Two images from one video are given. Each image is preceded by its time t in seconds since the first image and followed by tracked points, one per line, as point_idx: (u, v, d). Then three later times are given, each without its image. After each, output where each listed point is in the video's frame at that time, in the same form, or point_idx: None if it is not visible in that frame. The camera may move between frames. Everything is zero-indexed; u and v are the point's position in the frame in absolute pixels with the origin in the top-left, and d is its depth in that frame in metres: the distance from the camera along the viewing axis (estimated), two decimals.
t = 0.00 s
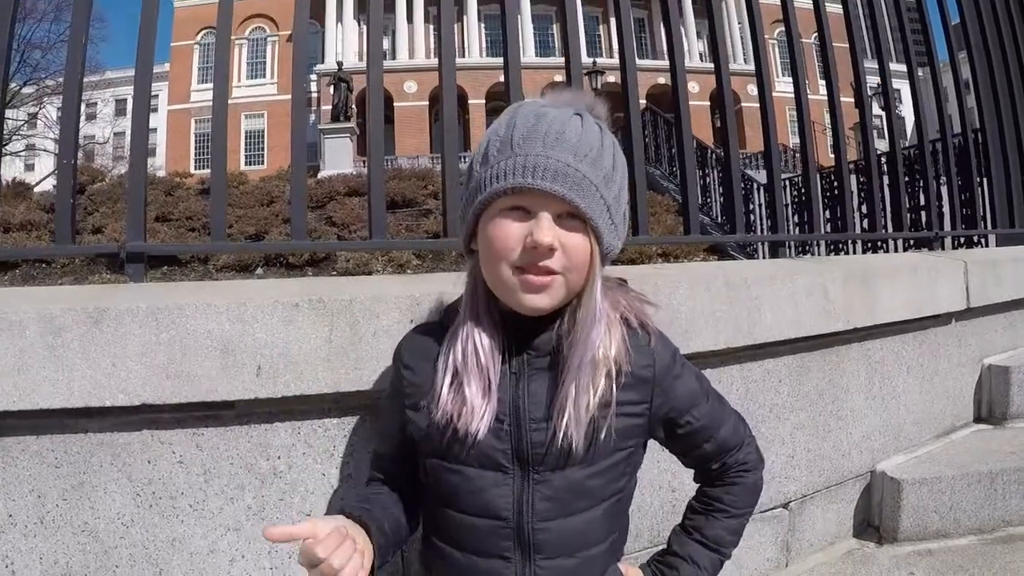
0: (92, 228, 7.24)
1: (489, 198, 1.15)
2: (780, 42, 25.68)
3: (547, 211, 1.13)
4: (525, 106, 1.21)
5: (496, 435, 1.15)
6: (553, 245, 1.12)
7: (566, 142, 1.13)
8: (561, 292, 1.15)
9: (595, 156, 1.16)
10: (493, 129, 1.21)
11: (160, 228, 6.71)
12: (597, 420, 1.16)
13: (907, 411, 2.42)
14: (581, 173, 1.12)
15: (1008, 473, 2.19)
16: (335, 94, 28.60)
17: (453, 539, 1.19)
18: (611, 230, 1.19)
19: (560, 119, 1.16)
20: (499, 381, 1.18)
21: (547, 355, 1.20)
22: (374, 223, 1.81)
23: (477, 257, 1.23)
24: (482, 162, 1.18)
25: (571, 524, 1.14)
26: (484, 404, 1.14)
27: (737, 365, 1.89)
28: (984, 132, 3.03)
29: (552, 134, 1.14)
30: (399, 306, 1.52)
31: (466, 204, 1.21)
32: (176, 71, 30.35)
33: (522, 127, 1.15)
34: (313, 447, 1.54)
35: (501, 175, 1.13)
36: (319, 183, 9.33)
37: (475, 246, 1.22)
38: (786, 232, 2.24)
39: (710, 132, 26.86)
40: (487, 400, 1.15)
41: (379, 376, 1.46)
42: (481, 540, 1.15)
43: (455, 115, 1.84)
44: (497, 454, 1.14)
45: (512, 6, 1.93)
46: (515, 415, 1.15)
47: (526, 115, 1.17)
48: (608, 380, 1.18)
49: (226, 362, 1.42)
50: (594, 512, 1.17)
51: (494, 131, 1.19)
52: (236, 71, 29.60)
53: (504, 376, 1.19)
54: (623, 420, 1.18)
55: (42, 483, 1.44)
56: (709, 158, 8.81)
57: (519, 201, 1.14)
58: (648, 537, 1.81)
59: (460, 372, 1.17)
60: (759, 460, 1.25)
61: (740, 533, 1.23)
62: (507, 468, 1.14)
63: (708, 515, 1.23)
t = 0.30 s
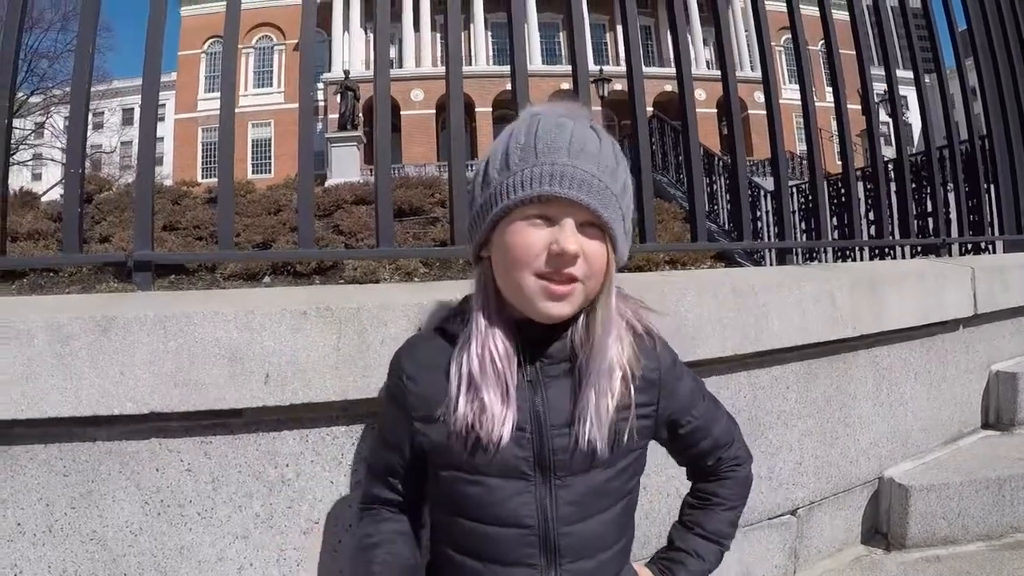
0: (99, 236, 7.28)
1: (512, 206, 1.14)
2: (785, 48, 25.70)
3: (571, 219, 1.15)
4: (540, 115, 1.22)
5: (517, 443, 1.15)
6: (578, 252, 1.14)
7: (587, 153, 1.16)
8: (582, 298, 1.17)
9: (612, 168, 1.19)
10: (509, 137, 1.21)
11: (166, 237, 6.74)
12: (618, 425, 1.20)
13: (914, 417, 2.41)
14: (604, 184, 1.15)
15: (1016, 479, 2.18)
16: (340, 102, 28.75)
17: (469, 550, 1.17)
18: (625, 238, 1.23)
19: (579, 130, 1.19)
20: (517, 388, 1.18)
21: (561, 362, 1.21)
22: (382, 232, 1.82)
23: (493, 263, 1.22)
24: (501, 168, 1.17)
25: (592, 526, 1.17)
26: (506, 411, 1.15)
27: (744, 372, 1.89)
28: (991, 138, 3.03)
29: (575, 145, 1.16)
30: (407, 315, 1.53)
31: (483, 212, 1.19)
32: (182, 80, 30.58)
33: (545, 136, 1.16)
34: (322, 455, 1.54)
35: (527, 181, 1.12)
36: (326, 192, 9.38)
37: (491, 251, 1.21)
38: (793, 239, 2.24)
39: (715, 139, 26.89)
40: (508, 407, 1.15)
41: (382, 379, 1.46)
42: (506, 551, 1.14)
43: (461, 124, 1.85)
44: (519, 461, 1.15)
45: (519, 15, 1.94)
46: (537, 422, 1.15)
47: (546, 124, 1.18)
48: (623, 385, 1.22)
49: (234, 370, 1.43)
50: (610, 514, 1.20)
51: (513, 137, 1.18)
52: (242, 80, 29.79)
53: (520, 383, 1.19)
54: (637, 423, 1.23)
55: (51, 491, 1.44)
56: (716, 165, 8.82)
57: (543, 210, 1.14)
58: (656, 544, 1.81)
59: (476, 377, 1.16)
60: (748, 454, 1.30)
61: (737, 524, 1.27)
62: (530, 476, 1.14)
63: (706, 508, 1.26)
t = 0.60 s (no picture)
0: (103, 240, 7.31)
1: (516, 212, 1.13)
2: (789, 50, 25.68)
3: (574, 226, 1.15)
4: (544, 120, 1.22)
5: (523, 445, 1.15)
6: (581, 259, 1.14)
7: (591, 160, 1.16)
8: (584, 304, 1.18)
9: (615, 174, 1.20)
10: (512, 141, 1.20)
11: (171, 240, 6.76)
12: (621, 427, 1.21)
13: (918, 420, 2.41)
14: (607, 191, 1.16)
15: (1020, 482, 2.18)
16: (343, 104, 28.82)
17: (475, 555, 1.16)
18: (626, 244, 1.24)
19: (583, 137, 1.19)
20: (522, 392, 1.18)
21: (563, 366, 1.22)
22: (386, 235, 1.82)
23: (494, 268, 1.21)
24: (504, 173, 1.16)
25: (599, 525, 1.16)
26: (513, 414, 1.14)
27: (747, 375, 1.88)
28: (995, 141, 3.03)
29: (579, 152, 1.16)
30: (411, 319, 1.53)
31: (484, 216, 1.19)
32: (186, 83, 30.70)
33: (550, 142, 1.15)
34: (325, 458, 1.55)
35: (532, 188, 1.12)
36: (329, 195, 9.40)
37: (493, 256, 1.20)
38: (797, 243, 2.24)
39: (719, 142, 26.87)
40: (514, 410, 1.15)
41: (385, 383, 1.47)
42: (516, 554, 1.12)
43: (465, 127, 1.86)
44: (526, 463, 1.14)
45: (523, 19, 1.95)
46: (543, 424, 1.16)
47: (550, 130, 1.18)
48: (623, 389, 1.23)
49: (237, 374, 1.43)
50: (615, 511, 1.19)
51: (516, 142, 1.18)
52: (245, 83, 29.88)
53: (525, 387, 1.19)
54: (639, 424, 1.24)
55: (54, 495, 1.45)
56: (720, 168, 8.82)
57: (547, 216, 1.14)
58: (661, 547, 1.81)
59: (479, 381, 1.16)
60: (744, 425, 1.34)
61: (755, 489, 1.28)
62: (537, 477, 1.14)
63: (720, 481, 1.27)
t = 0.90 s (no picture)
0: (106, 242, 7.32)
1: (512, 216, 1.13)
2: (792, 52, 25.66)
3: (571, 231, 1.15)
4: (541, 125, 1.22)
5: (524, 448, 1.14)
6: (578, 263, 1.14)
7: (588, 164, 1.16)
8: (581, 308, 1.18)
9: (612, 179, 1.20)
10: (509, 146, 1.20)
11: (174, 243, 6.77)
12: (621, 428, 1.20)
13: (921, 422, 2.40)
14: (604, 195, 1.16)
15: None
16: (346, 107, 28.86)
17: (478, 557, 1.15)
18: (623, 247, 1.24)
19: (579, 141, 1.19)
20: (522, 395, 1.18)
21: (563, 369, 1.21)
22: (388, 238, 1.82)
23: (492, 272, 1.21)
24: (500, 178, 1.17)
25: (600, 527, 1.15)
26: (512, 417, 1.14)
27: (750, 377, 1.88)
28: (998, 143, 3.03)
29: (576, 156, 1.16)
30: (413, 322, 1.53)
31: (481, 220, 1.19)
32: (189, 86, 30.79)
33: (546, 146, 1.16)
34: (328, 461, 1.55)
35: (528, 192, 1.12)
36: (332, 198, 9.41)
37: (490, 260, 1.20)
38: (800, 245, 2.24)
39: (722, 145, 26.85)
40: (513, 413, 1.15)
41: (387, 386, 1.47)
42: (519, 557, 1.12)
43: (468, 129, 1.85)
44: (527, 466, 1.14)
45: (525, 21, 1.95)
46: (543, 427, 1.15)
47: (547, 134, 1.18)
48: (623, 390, 1.23)
49: (240, 377, 1.43)
50: (618, 512, 1.19)
51: (513, 146, 1.18)
52: (248, 86, 29.95)
53: (525, 390, 1.19)
54: (640, 424, 1.24)
55: (56, 498, 1.45)
56: (723, 170, 8.81)
57: (543, 221, 1.14)
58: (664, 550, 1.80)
59: (478, 384, 1.16)
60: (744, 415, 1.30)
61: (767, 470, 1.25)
62: (539, 479, 1.14)
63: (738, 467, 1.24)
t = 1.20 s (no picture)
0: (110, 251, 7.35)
1: (513, 231, 1.14)
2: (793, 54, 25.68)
3: (572, 244, 1.16)
4: (539, 139, 1.23)
5: (535, 462, 1.15)
6: (580, 275, 1.15)
7: (587, 176, 1.17)
8: (585, 320, 1.18)
9: (612, 190, 1.20)
10: (508, 162, 1.22)
11: (177, 251, 6.79)
12: (628, 441, 1.21)
13: (927, 427, 2.39)
14: (604, 206, 1.16)
15: None
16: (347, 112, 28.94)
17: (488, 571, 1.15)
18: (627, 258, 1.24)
19: (577, 154, 1.20)
20: (530, 409, 1.18)
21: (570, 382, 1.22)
22: (394, 246, 1.81)
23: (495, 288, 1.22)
24: (501, 194, 1.18)
25: (611, 540, 1.15)
26: (521, 432, 1.15)
27: (757, 385, 1.88)
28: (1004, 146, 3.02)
29: (575, 169, 1.17)
30: (420, 333, 1.54)
31: (483, 236, 1.20)
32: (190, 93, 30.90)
33: (545, 160, 1.17)
34: (336, 473, 1.55)
35: (528, 206, 1.13)
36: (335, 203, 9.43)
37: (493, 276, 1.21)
38: (805, 250, 2.24)
39: (724, 147, 26.86)
40: (522, 427, 1.15)
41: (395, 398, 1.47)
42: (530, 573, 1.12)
43: (472, 137, 1.85)
44: (538, 480, 1.14)
45: (529, 29, 1.95)
46: (553, 441, 1.15)
47: (546, 148, 1.19)
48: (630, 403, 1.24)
49: (248, 391, 1.43)
50: (628, 526, 1.19)
51: (512, 162, 1.19)
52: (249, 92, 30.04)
53: (533, 404, 1.19)
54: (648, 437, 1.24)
55: (65, 514, 1.45)
56: (726, 173, 8.81)
57: (544, 234, 1.15)
58: (673, 558, 1.80)
59: (486, 400, 1.16)
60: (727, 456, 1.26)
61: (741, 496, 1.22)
62: (550, 493, 1.14)
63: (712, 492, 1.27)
